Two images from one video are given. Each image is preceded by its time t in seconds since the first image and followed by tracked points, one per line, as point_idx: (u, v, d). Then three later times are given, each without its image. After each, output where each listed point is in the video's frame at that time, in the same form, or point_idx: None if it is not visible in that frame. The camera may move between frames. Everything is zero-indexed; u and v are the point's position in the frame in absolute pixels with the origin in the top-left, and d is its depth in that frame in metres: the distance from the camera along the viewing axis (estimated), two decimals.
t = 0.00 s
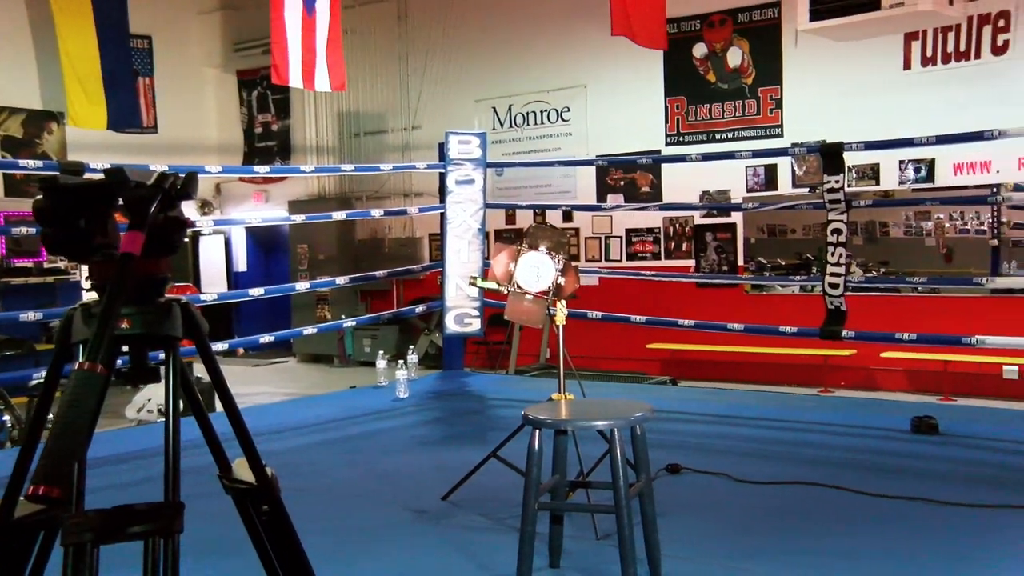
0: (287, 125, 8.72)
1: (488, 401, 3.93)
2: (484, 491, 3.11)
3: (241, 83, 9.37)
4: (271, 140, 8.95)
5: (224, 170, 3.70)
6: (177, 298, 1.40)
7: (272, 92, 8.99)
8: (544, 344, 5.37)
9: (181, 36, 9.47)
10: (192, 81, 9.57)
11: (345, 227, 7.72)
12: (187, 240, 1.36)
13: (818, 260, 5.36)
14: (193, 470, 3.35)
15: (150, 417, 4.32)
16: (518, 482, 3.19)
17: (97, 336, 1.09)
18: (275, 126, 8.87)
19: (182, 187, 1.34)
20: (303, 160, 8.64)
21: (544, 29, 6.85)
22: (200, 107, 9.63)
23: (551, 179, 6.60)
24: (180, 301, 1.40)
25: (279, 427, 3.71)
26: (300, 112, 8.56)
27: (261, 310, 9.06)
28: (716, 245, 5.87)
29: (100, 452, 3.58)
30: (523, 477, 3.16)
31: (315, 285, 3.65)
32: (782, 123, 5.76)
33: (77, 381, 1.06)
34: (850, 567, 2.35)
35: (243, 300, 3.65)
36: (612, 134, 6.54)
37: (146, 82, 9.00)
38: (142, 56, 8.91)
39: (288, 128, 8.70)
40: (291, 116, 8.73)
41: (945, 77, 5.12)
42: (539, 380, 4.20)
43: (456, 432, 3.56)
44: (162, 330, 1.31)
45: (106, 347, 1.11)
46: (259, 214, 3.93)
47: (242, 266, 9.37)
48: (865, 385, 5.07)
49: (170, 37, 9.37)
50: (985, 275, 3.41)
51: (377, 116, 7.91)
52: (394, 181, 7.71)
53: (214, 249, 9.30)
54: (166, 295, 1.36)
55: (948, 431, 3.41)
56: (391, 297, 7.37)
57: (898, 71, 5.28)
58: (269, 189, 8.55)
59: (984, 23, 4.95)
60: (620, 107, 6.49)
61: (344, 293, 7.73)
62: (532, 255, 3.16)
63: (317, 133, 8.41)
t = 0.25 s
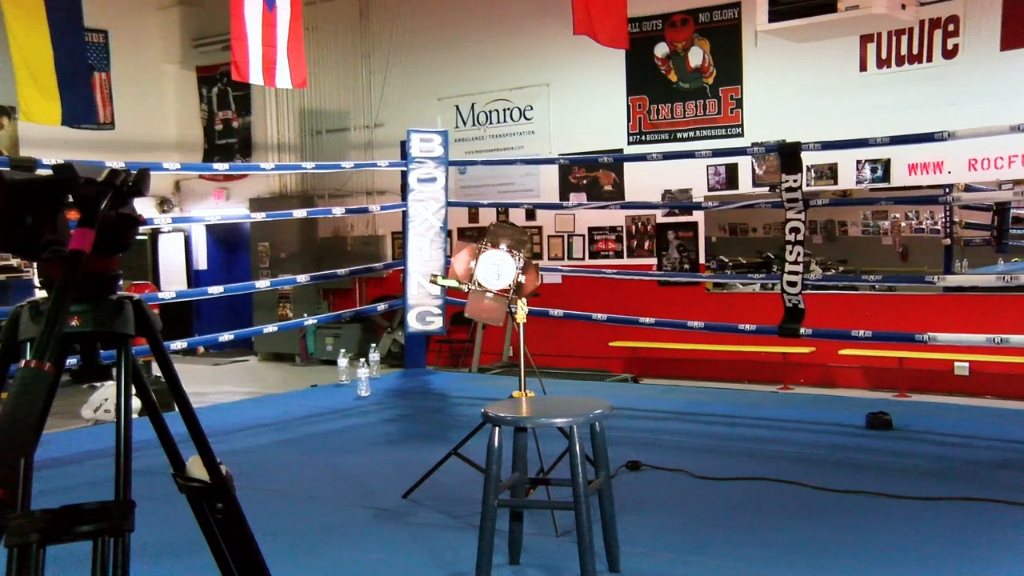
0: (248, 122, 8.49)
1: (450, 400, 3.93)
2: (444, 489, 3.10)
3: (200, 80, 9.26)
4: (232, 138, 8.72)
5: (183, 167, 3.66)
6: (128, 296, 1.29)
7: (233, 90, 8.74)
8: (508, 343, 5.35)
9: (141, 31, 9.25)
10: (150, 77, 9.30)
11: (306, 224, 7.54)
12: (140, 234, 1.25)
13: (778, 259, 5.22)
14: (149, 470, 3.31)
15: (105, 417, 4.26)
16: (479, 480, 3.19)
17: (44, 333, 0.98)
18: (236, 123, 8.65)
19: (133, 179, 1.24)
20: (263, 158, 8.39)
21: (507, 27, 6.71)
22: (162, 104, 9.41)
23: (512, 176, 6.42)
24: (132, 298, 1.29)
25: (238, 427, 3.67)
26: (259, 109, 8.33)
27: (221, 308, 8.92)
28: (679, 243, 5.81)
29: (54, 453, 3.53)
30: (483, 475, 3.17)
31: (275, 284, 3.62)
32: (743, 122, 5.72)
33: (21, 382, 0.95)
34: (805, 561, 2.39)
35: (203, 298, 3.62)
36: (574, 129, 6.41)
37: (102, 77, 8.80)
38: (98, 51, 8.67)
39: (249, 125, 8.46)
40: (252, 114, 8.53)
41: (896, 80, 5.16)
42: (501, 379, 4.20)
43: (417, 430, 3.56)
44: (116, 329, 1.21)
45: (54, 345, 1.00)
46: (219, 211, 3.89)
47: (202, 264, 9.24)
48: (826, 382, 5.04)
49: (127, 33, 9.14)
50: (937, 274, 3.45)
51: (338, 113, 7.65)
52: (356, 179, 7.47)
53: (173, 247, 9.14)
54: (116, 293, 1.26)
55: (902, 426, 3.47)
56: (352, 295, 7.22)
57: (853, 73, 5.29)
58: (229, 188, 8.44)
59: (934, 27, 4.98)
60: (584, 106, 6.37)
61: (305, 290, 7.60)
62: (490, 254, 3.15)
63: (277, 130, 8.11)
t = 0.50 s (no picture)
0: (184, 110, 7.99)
1: (387, 395, 3.91)
2: (378, 484, 3.09)
3: (137, 67, 8.52)
4: (168, 127, 8.21)
5: (117, 155, 3.58)
6: (50, 285, 1.21)
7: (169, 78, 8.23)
8: (447, 340, 5.31)
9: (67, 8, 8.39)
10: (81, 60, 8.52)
11: (244, 218, 7.27)
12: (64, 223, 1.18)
13: (716, 260, 5.10)
14: (74, 465, 3.23)
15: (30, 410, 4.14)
16: (413, 476, 3.18)
17: None
18: (172, 111, 8.15)
19: (58, 165, 1.16)
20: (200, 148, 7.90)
21: (443, 18, 6.24)
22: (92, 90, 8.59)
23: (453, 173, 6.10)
24: (54, 286, 1.21)
25: (168, 421, 3.60)
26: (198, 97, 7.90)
27: (154, 301, 8.66)
28: (618, 241, 5.53)
29: None
30: (418, 471, 3.15)
31: (210, 276, 3.55)
32: (682, 123, 5.33)
33: None
34: (732, 552, 2.44)
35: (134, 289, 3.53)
36: (513, 127, 5.96)
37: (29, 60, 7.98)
38: (20, 30, 7.78)
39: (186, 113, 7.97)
40: (190, 103, 8.03)
41: (828, 86, 4.86)
42: (438, 375, 4.19)
43: (353, 426, 3.53)
44: (34, 320, 1.13)
45: None
46: (153, 201, 3.80)
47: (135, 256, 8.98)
48: (757, 380, 4.99)
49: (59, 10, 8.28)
50: (866, 275, 3.52)
51: (279, 104, 7.00)
52: (296, 171, 7.27)
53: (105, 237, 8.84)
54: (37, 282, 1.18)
55: (829, 423, 3.57)
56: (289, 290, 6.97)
57: (789, 77, 4.97)
58: (165, 177, 8.20)
59: (866, 35, 4.71)
60: (525, 102, 5.89)
61: (240, 283, 7.38)
62: (430, 249, 3.16)
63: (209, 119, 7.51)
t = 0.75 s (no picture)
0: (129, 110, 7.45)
1: (337, 399, 3.88)
2: (326, 489, 3.05)
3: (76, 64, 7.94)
4: (111, 126, 7.62)
5: (56, 155, 3.50)
6: None
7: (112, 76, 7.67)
8: (399, 343, 5.26)
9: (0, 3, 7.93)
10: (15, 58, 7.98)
11: (191, 219, 7.08)
12: None
13: (665, 263, 5.13)
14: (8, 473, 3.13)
15: None
16: (361, 480, 3.15)
17: None
18: (116, 112, 7.58)
19: None
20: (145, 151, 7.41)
21: (396, 21, 6.16)
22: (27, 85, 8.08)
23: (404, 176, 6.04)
24: None
25: (110, 426, 3.52)
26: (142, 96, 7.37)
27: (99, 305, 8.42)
28: (568, 245, 5.49)
29: None
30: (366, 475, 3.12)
31: (154, 279, 3.48)
32: (632, 127, 5.37)
33: None
34: (679, 553, 2.46)
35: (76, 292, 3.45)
36: (465, 132, 5.92)
37: None
38: None
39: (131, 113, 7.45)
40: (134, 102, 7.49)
41: (774, 94, 4.92)
42: (389, 379, 4.17)
43: (301, 430, 3.49)
44: None
45: None
46: (95, 203, 3.71)
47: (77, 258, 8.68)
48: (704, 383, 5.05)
49: None
50: (811, 279, 3.58)
51: (225, 104, 6.87)
52: (243, 173, 7.16)
53: (45, 239, 8.52)
54: None
55: (775, 424, 3.62)
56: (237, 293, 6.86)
57: (736, 83, 5.02)
58: (109, 177, 7.92)
59: (809, 43, 4.79)
60: (477, 106, 5.88)
61: (188, 285, 7.22)
62: (378, 252, 3.14)
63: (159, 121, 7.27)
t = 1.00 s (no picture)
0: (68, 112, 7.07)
1: (288, 403, 3.85)
2: (276, 492, 3.02)
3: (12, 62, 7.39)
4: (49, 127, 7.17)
5: None
6: None
7: (48, 74, 7.23)
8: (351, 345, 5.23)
9: None
10: None
11: (136, 220, 6.92)
12: None
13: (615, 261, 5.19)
14: None
15: None
16: (310, 483, 3.12)
17: None
18: (53, 113, 7.16)
19: None
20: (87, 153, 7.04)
21: (344, 21, 6.11)
22: None
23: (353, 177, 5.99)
24: None
25: (52, 435, 3.45)
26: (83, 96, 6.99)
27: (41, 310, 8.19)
28: (518, 245, 5.50)
29: None
30: (314, 477, 3.10)
31: (96, 282, 3.41)
32: (581, 126, 5.41)
33: None
34: (627, 547, 2.47)
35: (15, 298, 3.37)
36: (415, 131, 5.89)
37: None
38: None
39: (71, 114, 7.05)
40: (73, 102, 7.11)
41: (721, 92, 4.98)
42: (339, 381, 4.15)
43: (250, 434, 3.46)
44: None
45: None
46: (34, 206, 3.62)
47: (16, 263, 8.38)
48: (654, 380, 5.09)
49: None
50: (758, 274, 3.62)
51: (167, 103, 6.73)
52: (190, 175, 7.03)
53: None
54: None
55: (723, 419, 3.67)
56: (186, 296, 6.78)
57: (683, 82, 5.08)
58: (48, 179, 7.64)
59: (754, 43, 4.86)
60: (429, 105, 5.86)
61: (133, 287, 7.08)
62: (326, 252, 3.10)
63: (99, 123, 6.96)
